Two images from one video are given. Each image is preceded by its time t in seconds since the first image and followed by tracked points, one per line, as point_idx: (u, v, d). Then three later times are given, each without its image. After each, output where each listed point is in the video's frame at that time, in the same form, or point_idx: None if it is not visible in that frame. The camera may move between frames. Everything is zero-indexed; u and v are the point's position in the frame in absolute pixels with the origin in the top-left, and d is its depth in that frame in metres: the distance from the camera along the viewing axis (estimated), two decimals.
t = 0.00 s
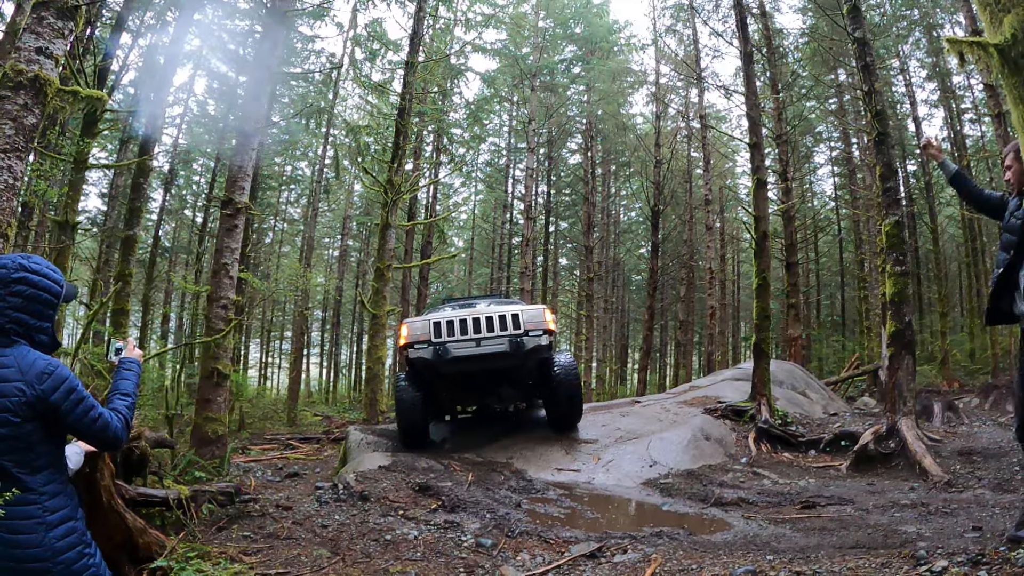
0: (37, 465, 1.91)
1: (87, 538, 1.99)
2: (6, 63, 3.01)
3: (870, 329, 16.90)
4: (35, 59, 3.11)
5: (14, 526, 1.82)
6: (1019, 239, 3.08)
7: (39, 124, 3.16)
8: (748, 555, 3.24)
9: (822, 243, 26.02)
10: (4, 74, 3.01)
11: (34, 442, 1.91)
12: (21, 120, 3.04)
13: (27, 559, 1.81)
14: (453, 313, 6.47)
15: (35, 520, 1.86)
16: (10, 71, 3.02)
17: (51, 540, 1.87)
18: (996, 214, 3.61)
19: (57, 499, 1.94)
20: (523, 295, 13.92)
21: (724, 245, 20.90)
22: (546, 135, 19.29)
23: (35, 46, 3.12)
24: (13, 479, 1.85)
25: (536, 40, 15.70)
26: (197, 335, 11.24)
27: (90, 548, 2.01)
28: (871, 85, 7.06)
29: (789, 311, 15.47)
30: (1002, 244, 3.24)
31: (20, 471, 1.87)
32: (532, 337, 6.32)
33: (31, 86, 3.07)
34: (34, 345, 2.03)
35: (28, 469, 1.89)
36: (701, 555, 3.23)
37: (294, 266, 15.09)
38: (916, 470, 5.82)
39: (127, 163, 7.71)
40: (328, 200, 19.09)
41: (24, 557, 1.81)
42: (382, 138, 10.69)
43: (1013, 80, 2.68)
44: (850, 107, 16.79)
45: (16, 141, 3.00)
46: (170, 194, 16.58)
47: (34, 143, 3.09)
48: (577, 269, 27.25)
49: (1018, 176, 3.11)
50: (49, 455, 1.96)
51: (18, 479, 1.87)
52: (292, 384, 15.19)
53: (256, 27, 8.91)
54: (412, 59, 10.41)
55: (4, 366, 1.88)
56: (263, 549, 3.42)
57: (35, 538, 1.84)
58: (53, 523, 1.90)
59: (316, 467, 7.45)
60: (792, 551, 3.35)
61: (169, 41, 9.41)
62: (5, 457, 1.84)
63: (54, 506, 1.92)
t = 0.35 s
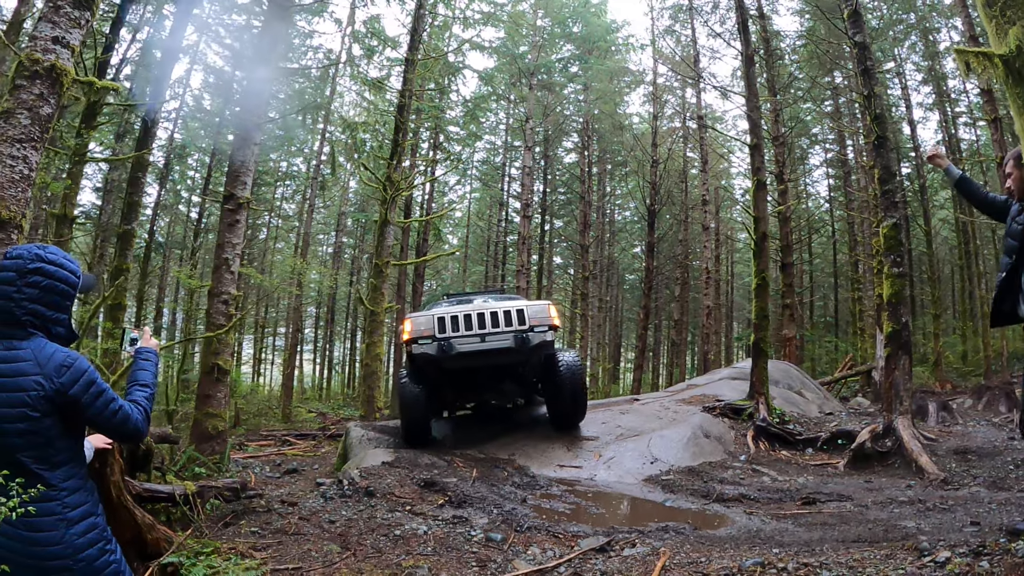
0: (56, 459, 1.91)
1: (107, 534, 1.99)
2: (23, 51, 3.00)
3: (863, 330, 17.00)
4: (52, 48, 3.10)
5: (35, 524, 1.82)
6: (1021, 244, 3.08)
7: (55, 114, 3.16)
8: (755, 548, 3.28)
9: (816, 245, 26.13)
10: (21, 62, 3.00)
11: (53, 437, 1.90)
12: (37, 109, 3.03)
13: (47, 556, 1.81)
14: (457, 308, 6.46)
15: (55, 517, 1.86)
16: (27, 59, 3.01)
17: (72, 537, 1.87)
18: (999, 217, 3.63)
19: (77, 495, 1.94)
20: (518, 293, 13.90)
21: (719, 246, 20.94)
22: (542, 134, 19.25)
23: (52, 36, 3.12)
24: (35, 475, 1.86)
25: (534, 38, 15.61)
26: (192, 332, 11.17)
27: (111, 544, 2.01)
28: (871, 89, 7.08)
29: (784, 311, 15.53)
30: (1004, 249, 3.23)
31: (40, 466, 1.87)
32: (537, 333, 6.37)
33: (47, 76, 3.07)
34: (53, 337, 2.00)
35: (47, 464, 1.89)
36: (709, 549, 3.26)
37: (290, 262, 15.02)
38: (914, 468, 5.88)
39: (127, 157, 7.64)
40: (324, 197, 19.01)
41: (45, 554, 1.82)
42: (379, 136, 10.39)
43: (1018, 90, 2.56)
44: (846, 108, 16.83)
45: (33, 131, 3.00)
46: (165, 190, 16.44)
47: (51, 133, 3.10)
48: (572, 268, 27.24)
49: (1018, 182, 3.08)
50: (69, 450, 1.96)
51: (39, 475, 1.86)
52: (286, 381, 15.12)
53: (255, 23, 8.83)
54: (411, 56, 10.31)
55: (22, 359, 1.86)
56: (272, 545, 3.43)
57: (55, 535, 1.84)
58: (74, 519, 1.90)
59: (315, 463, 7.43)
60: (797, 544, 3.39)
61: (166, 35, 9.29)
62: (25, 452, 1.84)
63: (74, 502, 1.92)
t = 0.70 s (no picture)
0: (68, 449, 1.91)
1: (119, 524, 1.99)
2: (33, 39, 3.02)
3: (857, 330, 17.06)
4: (61, 37, 3.12)
5: (47, 515, 1.83)
6: (1021, 245, 3.08)
7: (64, 103, 3.18)
8: (757, 541, 3.31)
9: (811, 245, 26.21)
10: (31, 51, 3.03)
11: (64, 426, 1.90)
12: (47, 98, 3.07)
13: (60, 546, 1.82)
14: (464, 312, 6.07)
15: (67, 507, 1.86)
16: (37, 47, 3.04)
17: (83, 527, 1.87)
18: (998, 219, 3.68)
19: (88, 485, 1.93)
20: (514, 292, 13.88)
21: (715, 245, 20.97)
22: (539, 133, 19.20)
23: (62, 24, 3.13)
24: (47, 465, 1.86)
25: (531, 36, 15.56)
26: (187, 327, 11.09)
27: (122, 535, 2.00)
28: (868, 91, 7.07)
29: (779, 311, 15.56)
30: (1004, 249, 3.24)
31: (51, 456, 1.87)
32: (550, 343, 5.99)
33: (58, 64, 3.10)
34: (61, 325, 1.99)
35: (58, 454, 1.89)
36: (711, 542, 3.30)
37: (285, 259, 14.95)
38: (909, 465, 5.93)
39: (124, 152, 7.56)
40: (319, 194, 18.92)
41: (57, 544, 1.83)
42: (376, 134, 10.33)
43: (1018, 94, 2.56)
44: (842, 110, 16.87)
45: (41, 120, 3.03)
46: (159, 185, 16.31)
47: (60, 123, 3.13)
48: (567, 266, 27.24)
49: (1017, 183, 3.06)
50: (80, 439, 1.95)
51: (50, 465, 1.87)
52: (280, 377, 15.05)
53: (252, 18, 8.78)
54: (410, 54, 10.13)
55: (33, 347, 1.86)
56: (276, 539, 3.43)
57: (67, 526, 1.85)
58: (85, 510, 1.90)
59: (312, 459, 7.40)
60: (797, 537, 3.43)
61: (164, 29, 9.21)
62: (35, 442, 1.85)
63: (86, 492, 1.91)
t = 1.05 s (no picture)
0: (79, 445, 1.93)
1: (129, 520, 2.02)
2: (39, 36, 3.06)
3: (849, 329, 17.18)
4: (68, 35, 3.17)
5: (59, 511, 1.85)
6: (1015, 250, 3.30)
7: (71, 101, 3.21)
8: (751, 536, 3.37)
9: (804, 244, 26.34)
10: (37, 49, 3.07)
11: (76, 423, 1.93)
12: (53, 96, 3.09)
13: (72, 541, 1.85)
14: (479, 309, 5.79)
15: (79, 503, 1.89)
16: (43, 45, 3.08)
17: (95, 522, 1.90)
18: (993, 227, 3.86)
19: (98, 481, 1.96)
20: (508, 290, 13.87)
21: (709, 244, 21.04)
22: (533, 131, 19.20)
23: (68, 22, 3.19)
24: (59, 461, 1.89)
25: (526, 34, 15.52)
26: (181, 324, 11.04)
27: (132, 530, 2.03)
28: (862, 92, 7.10)
29: (772, 309, 15.63)
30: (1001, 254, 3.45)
31: (63, 453, 1.90)
32: (566, 348, 5.75)
33: (64, 62, 3.13)
34: (71, 323, 2.02)
35: (70, 450, 1.92)
36: (706, 536, 3.35)
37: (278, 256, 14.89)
38: (900, 463, 6.01)
39: (119, 147, 7.51)
40: (313, 191, 18.85)
41: (70, 539, 1.85)
42: (371, 131, 10.28)
43: (1008, 100, 2.62)
44: (836, 110, 16.96)
45: (48, 117, 3.04)
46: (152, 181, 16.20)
47: (66, 120, 3.14)
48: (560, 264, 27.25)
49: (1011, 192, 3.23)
50: (91, 435, 1.98)
51: (61, 461, 1.89)
52: (273, 374, 15.00)
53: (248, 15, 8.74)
54: (406, 50, 10.04)
55: (43, 345, 1.89)
56: (278, 535, 3.46)
57: (80, 521, 1.87)
58: (97, 505, 1.93)
59: (308, 456, 7.39)
60: (791, 532, 3.49)
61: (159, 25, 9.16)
62: (46, 438, 1.87)
63: (96, 488, 1.94)
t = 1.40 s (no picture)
0: (79, 436, 1.96)
1: (129, 509, 2.05)
2: (40, 32, 3.06)
3: (840, 326, 17.29)
4: (68, 30, 3.18)
5: (60, 500, 1.87)
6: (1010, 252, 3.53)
7: (70, 96, 3.21)
8: (742, 528, 3.43)
9: (795, 242, 26.48)
10: (38, 44, 3.06)
11: (77, 413, 1.95)
12: (53, 91, 3.09)
13: (73, 530, 1.88)
14: (479, 309, 5.57)
15: (79, 493, 1.91)
16: (44, 40, 3.07)
17: (95, 512, 1.93)
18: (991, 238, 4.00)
19: (99, 470, 1.99)
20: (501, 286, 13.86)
21: (702, 241, 21.10)
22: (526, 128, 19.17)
23: (68, 18, 3.19)
24: (59, 450, 1.91)
25: (520, 31, 15.44)
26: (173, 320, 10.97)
27: (131, 520, 2.06)
28: (854, 91, 7.14)
29: (763, 306, 15.70)
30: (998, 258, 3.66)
31: (64, 443, 1.92)
32: (570, 349, 5.57)
33: (64, 57, 3.13)
34: (72, 315, 2.04)
35: (70, 440, 1.94)
36: (697, 528, 3.41)
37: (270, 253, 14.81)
38: (890, 458, 6.09)
39: (111, 142, 7.44)
40: (305, 187, 18.75)
41: (71, 528, 1.88)
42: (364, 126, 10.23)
43: (995, 101, 2.68)
44: (828, 108, 17.04)
45: (48, 113, 3.04)
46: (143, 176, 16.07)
47: (66, 115, 3.14)
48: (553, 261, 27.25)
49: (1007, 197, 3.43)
50: (91, 426, 2.00)
51: (60, 450, 1.91)
52: (266, 370, 14.94)
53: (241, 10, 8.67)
54: (399, 46, 9.96)
55: (45, 337, 1.91)
56: (274, 528, 3.48)
57: (81, 510, 1.90)
58: (97, 494, 1.96)
59: (301, 451, 7.38)
60: (781, 524, 3.55)
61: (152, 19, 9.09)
62: (48, 428, 1.89)
63: (97, 477, 1.97)
